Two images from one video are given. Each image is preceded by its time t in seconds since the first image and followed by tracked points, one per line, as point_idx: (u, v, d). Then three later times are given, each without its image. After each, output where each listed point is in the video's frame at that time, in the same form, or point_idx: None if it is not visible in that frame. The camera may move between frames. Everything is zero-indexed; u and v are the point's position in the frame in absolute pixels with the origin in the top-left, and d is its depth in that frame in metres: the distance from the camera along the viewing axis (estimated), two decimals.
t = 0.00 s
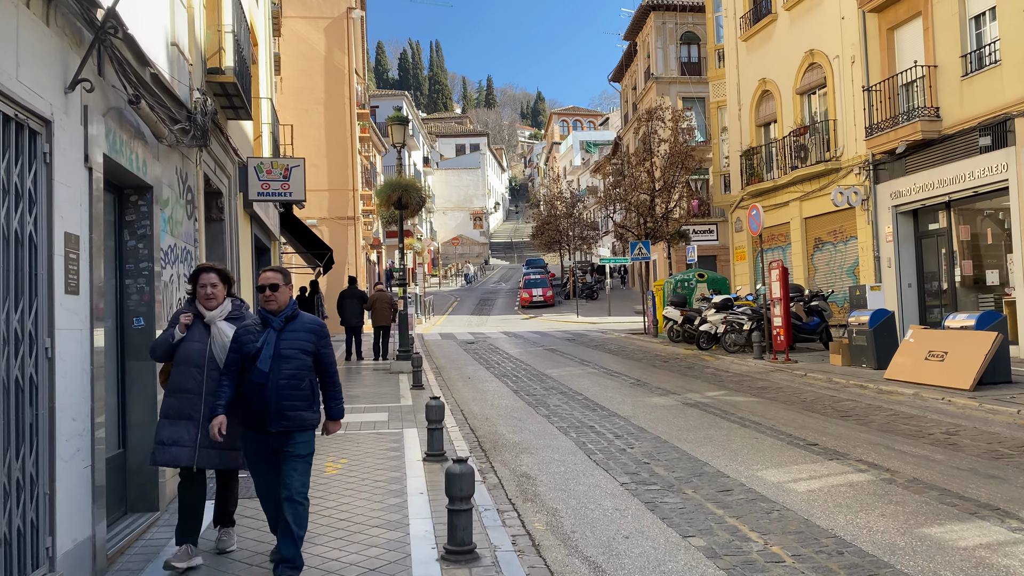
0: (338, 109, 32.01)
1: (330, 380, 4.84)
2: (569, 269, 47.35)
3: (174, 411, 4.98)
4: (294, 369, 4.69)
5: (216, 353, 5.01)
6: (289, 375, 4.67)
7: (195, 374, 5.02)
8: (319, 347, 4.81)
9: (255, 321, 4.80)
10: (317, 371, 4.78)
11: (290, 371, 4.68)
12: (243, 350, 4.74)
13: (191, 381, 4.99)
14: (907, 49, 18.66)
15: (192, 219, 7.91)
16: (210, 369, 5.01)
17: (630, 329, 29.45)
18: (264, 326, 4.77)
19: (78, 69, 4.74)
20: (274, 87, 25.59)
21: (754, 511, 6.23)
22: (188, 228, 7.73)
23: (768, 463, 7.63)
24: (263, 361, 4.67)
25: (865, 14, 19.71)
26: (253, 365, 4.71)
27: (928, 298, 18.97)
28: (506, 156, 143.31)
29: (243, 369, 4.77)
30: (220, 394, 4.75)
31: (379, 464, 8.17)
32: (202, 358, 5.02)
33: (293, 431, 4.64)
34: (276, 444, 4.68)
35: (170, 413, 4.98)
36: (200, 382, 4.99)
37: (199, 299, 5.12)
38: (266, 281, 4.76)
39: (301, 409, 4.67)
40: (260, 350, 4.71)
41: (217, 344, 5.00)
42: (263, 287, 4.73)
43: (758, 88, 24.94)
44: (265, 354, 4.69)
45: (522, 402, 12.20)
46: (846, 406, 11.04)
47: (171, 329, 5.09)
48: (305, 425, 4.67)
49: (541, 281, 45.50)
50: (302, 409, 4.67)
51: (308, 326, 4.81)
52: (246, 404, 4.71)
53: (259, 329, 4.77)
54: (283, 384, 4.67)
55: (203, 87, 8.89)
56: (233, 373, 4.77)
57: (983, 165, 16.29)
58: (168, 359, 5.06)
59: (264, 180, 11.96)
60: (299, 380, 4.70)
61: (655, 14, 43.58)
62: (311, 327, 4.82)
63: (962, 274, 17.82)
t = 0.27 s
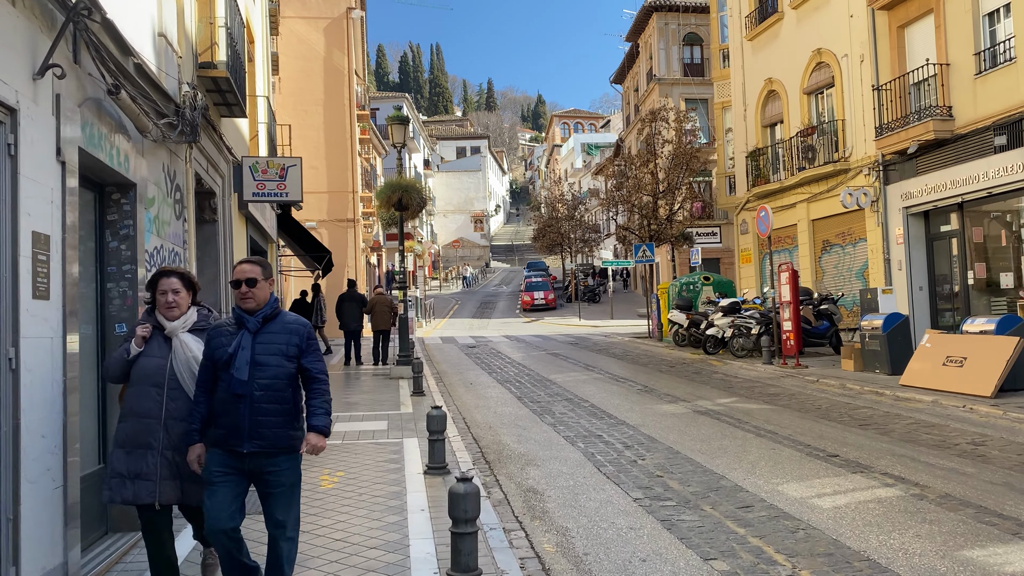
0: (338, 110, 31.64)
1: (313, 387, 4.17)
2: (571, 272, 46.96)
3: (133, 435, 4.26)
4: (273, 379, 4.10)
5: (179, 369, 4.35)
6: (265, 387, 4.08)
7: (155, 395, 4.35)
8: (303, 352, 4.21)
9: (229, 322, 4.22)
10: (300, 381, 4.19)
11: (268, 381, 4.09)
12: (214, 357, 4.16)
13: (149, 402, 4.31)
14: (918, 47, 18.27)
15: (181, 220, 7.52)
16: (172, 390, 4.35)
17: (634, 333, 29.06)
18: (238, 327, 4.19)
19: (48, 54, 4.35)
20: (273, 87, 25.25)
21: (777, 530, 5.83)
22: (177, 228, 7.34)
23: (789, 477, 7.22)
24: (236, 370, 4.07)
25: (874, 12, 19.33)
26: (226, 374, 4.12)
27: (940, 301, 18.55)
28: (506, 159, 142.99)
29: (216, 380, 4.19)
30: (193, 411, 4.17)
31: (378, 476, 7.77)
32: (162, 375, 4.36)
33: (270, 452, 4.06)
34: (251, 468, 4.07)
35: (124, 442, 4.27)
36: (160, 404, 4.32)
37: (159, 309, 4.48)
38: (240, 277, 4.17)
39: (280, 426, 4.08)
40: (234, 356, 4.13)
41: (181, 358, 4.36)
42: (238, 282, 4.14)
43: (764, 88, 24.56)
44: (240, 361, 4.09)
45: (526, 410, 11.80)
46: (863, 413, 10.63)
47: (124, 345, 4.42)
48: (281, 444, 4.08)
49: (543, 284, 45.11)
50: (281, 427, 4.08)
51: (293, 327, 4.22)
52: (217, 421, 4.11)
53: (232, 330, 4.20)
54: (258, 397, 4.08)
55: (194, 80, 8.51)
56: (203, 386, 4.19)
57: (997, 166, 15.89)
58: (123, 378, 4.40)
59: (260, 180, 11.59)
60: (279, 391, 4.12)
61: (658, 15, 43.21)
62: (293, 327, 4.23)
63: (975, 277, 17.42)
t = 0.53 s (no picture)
0: (337, 110, 31.28)
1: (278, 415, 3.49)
2: (572, 274, 46.56)
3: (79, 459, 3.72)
4: (230, 408, 3.43)
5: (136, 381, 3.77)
6: (221, 420, 3.41)
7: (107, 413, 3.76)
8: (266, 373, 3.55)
9: (174, 340, 3.53)
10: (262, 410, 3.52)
11: (225, 411, 3.42)
12: (159, 382, 3.48)
13: (98, 421, 3.73)
14: (929, 44, 17.88)
15: (167, 217, 7.12)
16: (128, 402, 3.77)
17: (637, 336, 28.65)
18: (185, 345, 3.50)
19: (9, 29, 3.95)
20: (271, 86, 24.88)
21: (802, 547, 5.42)
22: (162, 225, 6.94)
23: (810, 489, 6.82)
24: (184, 399, 3.39)
25: (883, 9, 18.95)
26: (172, 405, 3.43)
27: (952, 304, 18.13)
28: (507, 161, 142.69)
29: (162, 409, 3.51)
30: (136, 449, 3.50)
31: (375, 487, 7.36)
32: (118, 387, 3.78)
33: (229, 497, 3.42)
34: (207, 516, 3.43)
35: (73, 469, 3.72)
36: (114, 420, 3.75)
37: (114, 307, 3.86)
38: (187, 285, 3.50)
39: (239, 466, 3.42)
40: (181, 381, 3.44)
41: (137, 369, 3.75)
42: (184, 291, 3.48)
43: (769, 87, 24.18)
44: (188, 389, 3.40)
45: (530, 416, 11.39)
46: (880, 420, 10.22)
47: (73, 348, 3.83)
48: (241, 487, 3.43)
49: (544, 286, 44.72)
50: (240, 467, 3.43)
51: (253, 343, 3.55)
52: (163, 461, 3.43)
53: (179, 349, 3.51)
54: (212, 432, 3.40)
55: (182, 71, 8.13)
56: (147, 416, 3.51)
57: (1011, 164, 15.51)
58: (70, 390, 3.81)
59: (254, 177, 11.22)
60: (239, 422, 3.45)
61: (660, 15, 42.87)
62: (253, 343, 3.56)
63: (987, 279, 17.00)
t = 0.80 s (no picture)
0: (336, 112, 30.93)
1: (227, 446, 3.18)
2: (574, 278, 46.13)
3: (5, 512, 3.43)
4: (161, 434, 2.99)
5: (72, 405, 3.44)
6: (151, 449, 2.97)
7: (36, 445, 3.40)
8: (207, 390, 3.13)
9: (93, 350, 3.07)
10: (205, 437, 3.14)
11: (157, 436, 2.98)
12: (71, 405, 3.00)
13: (25, 464, 3.42)
14: (939, 43, 17.51)
15: (152, 218, 6.75)
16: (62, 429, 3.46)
17: (640, 340, 28.25)
18: (103, 360, 3.03)
19: None
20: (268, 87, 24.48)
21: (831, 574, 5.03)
22: (146, 227, 6.55)
23: (834, 507, 6.42)
24: (103, 423, 2.93)
25: (892, 7, 18.58)
26: (87, 430, 2.97)
27: (963, 308, 17.73)
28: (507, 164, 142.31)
29: (74, 437, 3.03)
30: (30, 490, 2.99)
31: (372, 503, 6.98)
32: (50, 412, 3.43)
33: (161, 544, 2.96)
34: (131, 567, 2.96)
35: None
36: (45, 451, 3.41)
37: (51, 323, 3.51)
38: (110, 280, 3.04)
39: (174, 503, 2.98)
40: (100, 400, 2.98)
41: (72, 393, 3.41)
42: (106, 287, 3.02)
43: (775, 88, 23.81)
44: (107, 412, 2.94)
45: (534, 425, 11.00)
46: (899, 430, 9.82)
47: (3, 376, 3.50)
48: (175, 529, 2.99)
49: (545, 290, 44.30)
50: (172, 503, 2.98)
51: (194, 351, 3.15)
52: (80, 502, 2.97)
53: (98, 363, 3.04)
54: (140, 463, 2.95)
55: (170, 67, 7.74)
56: (56, 447, 3.01)
57: None
58: None
59: (248, 177, 10.85)
60: (173, 450, 3.01)
61: (662, 16, 42.48)
62: (192, 352, 3.15)
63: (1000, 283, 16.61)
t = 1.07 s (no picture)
0: (335, 112, 30.56)
1: (168, 511, 2.63)
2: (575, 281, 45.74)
3: None
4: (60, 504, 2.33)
5: None
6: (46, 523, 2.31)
7: None
8: (132, 442, 2.49)
9: None
10: (130, 501, 2.53)
11: (56, 509, 2.32)
12: None
13: None
14: (951, 41, 17.12)
15: (136, 216, 6.35)
16: None
17: (643, 344, 27.88)
18: None
19: None
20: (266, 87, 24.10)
21: None
22: (128, 226, 6.14)
23: (860, 524, 6.01)
24: None
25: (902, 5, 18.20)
26: None
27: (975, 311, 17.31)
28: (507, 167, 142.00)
29: None
30: None
31: (368, 519, 6.56)
32: None
33: None
34: None
35: None
36: None
37: None
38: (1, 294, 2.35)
39: None
40: None
41: None
42: None
43: (780, 88, 23.44)
44: None
45: (538, 433, 10.58)
46: (919, 439, 9.41)
47: None
48: None
49: (546, 293, 43.91)
50: None
51: (115, 391, 2.48)
52: None
53: None
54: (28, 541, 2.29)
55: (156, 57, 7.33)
56: None
57: None
58: None
59: (242, 176, 10.44)
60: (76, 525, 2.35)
61: (664, 17, 42.16)
62: (114, 391, 2.49)
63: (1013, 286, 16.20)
